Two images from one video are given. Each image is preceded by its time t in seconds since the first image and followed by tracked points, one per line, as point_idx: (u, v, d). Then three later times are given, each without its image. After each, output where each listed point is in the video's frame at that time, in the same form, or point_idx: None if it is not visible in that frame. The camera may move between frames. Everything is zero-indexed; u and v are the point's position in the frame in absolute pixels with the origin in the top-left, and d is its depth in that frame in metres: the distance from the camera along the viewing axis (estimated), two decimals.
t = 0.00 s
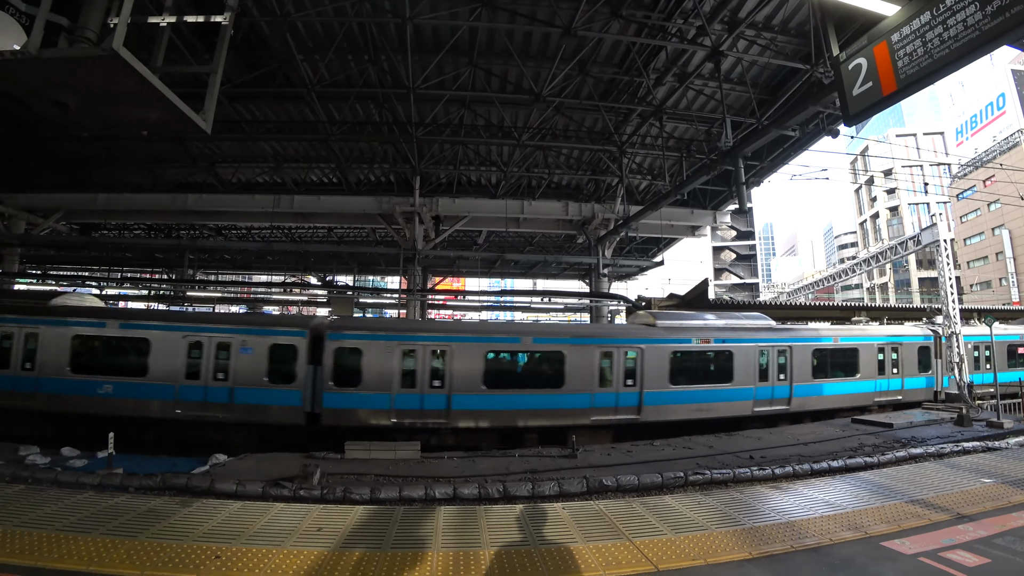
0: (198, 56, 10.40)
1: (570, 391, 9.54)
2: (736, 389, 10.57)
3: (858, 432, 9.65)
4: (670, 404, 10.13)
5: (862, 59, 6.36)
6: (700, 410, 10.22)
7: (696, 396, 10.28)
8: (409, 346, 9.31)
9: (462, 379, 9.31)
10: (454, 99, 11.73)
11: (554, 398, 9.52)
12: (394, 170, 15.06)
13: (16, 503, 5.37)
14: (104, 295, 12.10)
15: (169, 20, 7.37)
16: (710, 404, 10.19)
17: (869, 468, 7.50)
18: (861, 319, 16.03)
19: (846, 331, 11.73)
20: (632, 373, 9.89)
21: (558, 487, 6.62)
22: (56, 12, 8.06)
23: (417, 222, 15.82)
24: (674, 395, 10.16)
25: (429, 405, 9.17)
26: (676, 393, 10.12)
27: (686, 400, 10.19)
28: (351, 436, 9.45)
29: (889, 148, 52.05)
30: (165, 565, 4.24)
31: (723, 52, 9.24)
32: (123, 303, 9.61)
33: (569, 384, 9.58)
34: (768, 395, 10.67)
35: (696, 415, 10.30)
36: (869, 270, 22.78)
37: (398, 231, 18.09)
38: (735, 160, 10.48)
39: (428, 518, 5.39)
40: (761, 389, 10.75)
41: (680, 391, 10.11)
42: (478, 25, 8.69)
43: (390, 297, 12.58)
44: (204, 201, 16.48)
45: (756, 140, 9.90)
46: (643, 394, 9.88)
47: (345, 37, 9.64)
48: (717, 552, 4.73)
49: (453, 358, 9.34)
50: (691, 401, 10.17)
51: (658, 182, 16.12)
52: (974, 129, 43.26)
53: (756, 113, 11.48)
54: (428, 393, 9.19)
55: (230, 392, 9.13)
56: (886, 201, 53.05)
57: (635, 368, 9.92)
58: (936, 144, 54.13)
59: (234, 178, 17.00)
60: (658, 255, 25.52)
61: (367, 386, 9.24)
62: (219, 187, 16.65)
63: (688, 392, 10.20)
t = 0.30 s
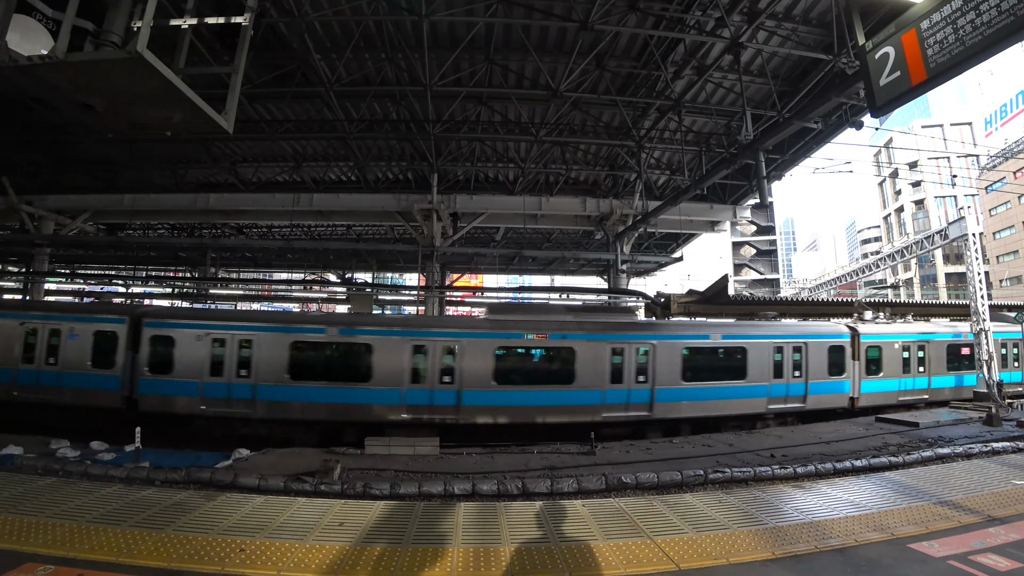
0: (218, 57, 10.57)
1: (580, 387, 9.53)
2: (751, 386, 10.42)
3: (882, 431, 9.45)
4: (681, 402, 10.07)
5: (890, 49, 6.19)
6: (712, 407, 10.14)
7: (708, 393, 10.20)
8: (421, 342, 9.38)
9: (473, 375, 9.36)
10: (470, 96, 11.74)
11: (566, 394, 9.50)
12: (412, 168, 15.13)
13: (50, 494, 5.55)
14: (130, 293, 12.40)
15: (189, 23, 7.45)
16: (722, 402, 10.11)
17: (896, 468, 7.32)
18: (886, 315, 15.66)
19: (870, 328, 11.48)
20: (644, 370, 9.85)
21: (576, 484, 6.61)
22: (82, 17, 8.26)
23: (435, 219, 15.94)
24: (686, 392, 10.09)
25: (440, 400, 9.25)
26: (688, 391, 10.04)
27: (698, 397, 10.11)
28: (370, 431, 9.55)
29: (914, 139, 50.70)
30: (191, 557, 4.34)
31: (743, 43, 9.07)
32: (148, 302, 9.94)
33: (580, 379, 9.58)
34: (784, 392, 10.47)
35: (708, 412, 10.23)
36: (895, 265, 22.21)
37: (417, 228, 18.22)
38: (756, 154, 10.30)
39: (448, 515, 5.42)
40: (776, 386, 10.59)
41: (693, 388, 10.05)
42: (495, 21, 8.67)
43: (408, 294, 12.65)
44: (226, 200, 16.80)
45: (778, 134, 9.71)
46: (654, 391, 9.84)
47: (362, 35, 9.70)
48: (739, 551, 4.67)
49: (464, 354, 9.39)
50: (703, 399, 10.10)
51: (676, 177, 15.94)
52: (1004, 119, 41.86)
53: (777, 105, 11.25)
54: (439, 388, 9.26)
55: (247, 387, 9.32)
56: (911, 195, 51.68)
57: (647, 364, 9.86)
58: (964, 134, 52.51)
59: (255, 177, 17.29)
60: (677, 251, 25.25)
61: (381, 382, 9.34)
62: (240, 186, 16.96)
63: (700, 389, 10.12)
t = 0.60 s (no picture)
0: (240, 64, 10.79)
1: (595, 387, 9.48)
2: (773, 386, 10.19)
3: (911, 431, 9.20)
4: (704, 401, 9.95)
5: (916, 38, 6.02)
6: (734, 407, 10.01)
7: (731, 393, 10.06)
8: (436, 342, 9.40)
9: (487, 374, 9.34)
10: (487, 96, 11.79)
11: (581, 394, 9.46)
12: (430, 169, 15.24)
13: (82, 492, 5.71)
14: (157, 296, 12.69)
15: (211, 31, 7.59)
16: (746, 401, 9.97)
17: (926, 470, 7.12)
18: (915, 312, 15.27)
19: (899, 326, 11.17)
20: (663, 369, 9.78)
21: (597, 484, 6.57)
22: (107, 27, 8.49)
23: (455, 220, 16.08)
24: (710, 392, 9.97)
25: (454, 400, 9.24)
26: (711, 390, 9.91)
27: (722, 397, 9.98)
28: (391, 430, 9.65)
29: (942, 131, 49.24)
30: (217, 554, 4.43)
31: (762, 37, 8.92)
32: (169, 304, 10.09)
33: (595, 379, 9.53)
34: (809, 392, 10.27)
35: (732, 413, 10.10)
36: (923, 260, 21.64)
37: (436, 228, 18.37)
38: (777, 149, 10.11)
39: (469, 514, 5.44)
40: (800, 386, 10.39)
41: (714, 388, 9.92)
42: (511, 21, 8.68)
43: (428, 294, 12.76)
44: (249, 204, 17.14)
45: (800, 128, 9.52)
46: (675, 391, 9.76)
47: (378, 38, 9.80)
48: (763, 554, 4.59)
49: (478, 354, 9.37)
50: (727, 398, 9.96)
51: (697, 174, 15.77)
52: None
53: (798, 99, 11.04)
54: (454, 389, 9.22)
55: (264, 387, 9.43)
56: (939, 188, 50.21)
57: (663, 364, 9.77)
58: (994, 125, 50.80)
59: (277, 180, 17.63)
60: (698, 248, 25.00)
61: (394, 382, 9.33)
62: (262, 190, 17.29)
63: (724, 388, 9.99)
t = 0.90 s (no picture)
0: (261, 71, 11.02)
1: (615, 390, 9.51)
2: (795, 390, 10.11)
3: (939, 437, 8.92)
4: (725, 405, 9.94)
5: (941, 30, 5.85)
6: (756, 411, 9.98)
7: (751, 396, 10.05)
8: (457, 345, 9.64)
9: (508, 376, 9.54)
10: (505, 98, 11.83)
11: (601, 397, 9.52)
12: (448, 172, 15.37)
13: (108, 488, 5.88)
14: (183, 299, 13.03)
15: (230, 39, 7.73)
16: (765, 405, 9.94)
17: (954, 477, 6.89)
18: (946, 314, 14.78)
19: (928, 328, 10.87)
20: (684, 373, 9.77)
21: (614, 488, 6.53)
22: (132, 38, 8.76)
23: (473, 222, 16.22)
24: (728, 395, 9.98)
25: (472, 401, 9.49)
26: (730, 394, 9.93)
27: (743, 401, 9.94)
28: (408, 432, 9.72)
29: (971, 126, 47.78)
30: (234, 553, 4.50)
31: (781, 34, 8.79)
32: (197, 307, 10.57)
33: (619, 383, 9.58)
34: (830, 396, 10.15)
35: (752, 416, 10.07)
36: (955, 260, 20.98)
37: (455, 231, 18.45)
38: (797, 147, 9.95)
39: (484, 517, 5.44)
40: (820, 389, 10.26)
41: (738, 391, 9.91)
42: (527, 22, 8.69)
43: (447, 297, 12.85)
44: (271, 208, 17.48)
45: (821, 126, 9.32)
46: (698, 394, 9.77)
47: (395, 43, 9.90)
48: (782, 562, 4.50)
49: (498, 357, 9.57)
50: (746, 402, 9.96)
51: (716, 174, 15.59)
52: None
53: (820, 96, 10.83)
54: (472, 390, 9.51)
55: (288, 387, 9.77)
56: (969, 185, 48.69)
57: (688, 367, 9.79)
58: None
59: (297, 184, 17.95)
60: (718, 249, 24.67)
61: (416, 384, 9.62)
62: (284, 195, 17.63)
63: (745, 392, 9.95)
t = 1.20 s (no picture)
0: (273, 79, 11.16)
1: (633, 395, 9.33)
2: (811, 393, 9.82)
3: (957, 442, 8.76)
4: (739, 409, 9.64)
5: (952, 28, 5.80)
6: (771, 416, 9.75)
7: (767, 400, 9.74)
8: (472, 350, 9.48)
9: (523, 381, 9.38)
10: (513, 104, 11.90)
11: (618, 402, 9.34)
12: (458, 177, 15.46)
13: (120, 494, 5.92)
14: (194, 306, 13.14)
15: (240, 49, 7.81)
16: (783, 409, 9.64)
17: (972, 483, 6.74)
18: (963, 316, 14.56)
19: (944, 330, 10.71)
20: (699, 377, 9.55)
21: (626, 493, 6.46)
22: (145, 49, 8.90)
23: (482, 228, 16.28)
24: (744, 399, 9.66)
25: (490, 408, 9.29)
26: (746, 398, 9.62)
27: (757, 405, 9.65)
28: (418, 438, 9.71)
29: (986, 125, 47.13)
30: (244, 558, 4.51)
31: (791, 35, 8.76)
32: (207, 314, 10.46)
33: (633, 387, 9.43)
34: (846, 400, 9.87)
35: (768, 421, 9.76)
36: (970, 260, 20.65)
37: (464, 236, 18.48)
38: (808, 149, 9.88)
39: (493, 523, 5.41)
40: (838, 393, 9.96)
41: (751, 395, 9.62)
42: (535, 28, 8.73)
43: (457, 302, 12.69)
44: (282, 215, 17.66)
45: (831, 127, 9.24)
46: (710, 398, 9.51)
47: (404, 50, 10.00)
48: (796, 570, 4.42)
49: (515, 361, 9.41)
50: (763, 406, 9.64)
51: (727, 177, 15.52)
52: None
53: (830, 97, 10.74)
54: (491, 397, 9.31)
55: (303, 394, 9.69)
56: (984, 185, 48.00)
57: (700, 371, 9.54)
58: None
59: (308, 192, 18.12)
60: (729, 252, 24.51)
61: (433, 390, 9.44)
62: (295, 202, 17.80)
63: (759, 396, 9.65)
